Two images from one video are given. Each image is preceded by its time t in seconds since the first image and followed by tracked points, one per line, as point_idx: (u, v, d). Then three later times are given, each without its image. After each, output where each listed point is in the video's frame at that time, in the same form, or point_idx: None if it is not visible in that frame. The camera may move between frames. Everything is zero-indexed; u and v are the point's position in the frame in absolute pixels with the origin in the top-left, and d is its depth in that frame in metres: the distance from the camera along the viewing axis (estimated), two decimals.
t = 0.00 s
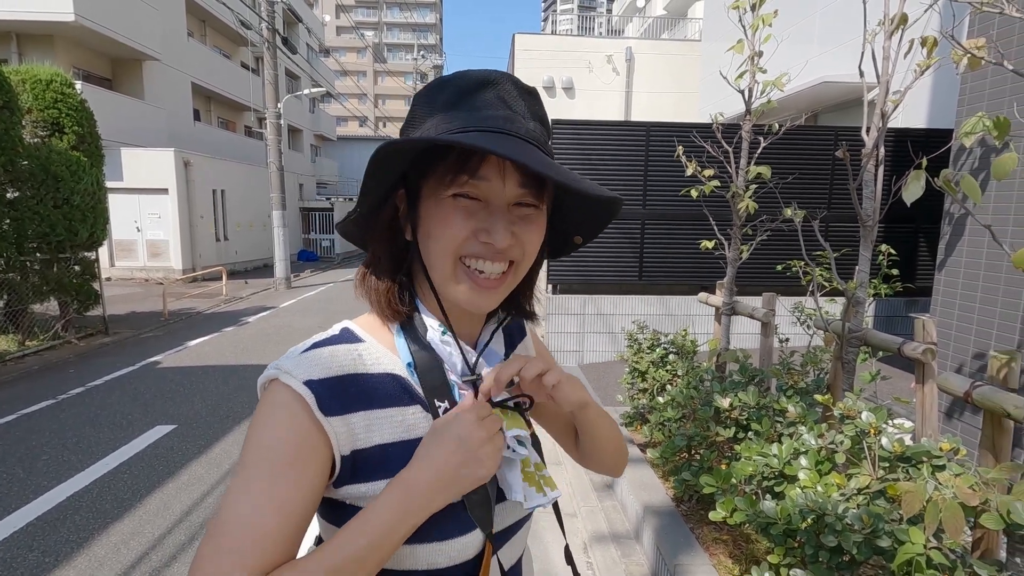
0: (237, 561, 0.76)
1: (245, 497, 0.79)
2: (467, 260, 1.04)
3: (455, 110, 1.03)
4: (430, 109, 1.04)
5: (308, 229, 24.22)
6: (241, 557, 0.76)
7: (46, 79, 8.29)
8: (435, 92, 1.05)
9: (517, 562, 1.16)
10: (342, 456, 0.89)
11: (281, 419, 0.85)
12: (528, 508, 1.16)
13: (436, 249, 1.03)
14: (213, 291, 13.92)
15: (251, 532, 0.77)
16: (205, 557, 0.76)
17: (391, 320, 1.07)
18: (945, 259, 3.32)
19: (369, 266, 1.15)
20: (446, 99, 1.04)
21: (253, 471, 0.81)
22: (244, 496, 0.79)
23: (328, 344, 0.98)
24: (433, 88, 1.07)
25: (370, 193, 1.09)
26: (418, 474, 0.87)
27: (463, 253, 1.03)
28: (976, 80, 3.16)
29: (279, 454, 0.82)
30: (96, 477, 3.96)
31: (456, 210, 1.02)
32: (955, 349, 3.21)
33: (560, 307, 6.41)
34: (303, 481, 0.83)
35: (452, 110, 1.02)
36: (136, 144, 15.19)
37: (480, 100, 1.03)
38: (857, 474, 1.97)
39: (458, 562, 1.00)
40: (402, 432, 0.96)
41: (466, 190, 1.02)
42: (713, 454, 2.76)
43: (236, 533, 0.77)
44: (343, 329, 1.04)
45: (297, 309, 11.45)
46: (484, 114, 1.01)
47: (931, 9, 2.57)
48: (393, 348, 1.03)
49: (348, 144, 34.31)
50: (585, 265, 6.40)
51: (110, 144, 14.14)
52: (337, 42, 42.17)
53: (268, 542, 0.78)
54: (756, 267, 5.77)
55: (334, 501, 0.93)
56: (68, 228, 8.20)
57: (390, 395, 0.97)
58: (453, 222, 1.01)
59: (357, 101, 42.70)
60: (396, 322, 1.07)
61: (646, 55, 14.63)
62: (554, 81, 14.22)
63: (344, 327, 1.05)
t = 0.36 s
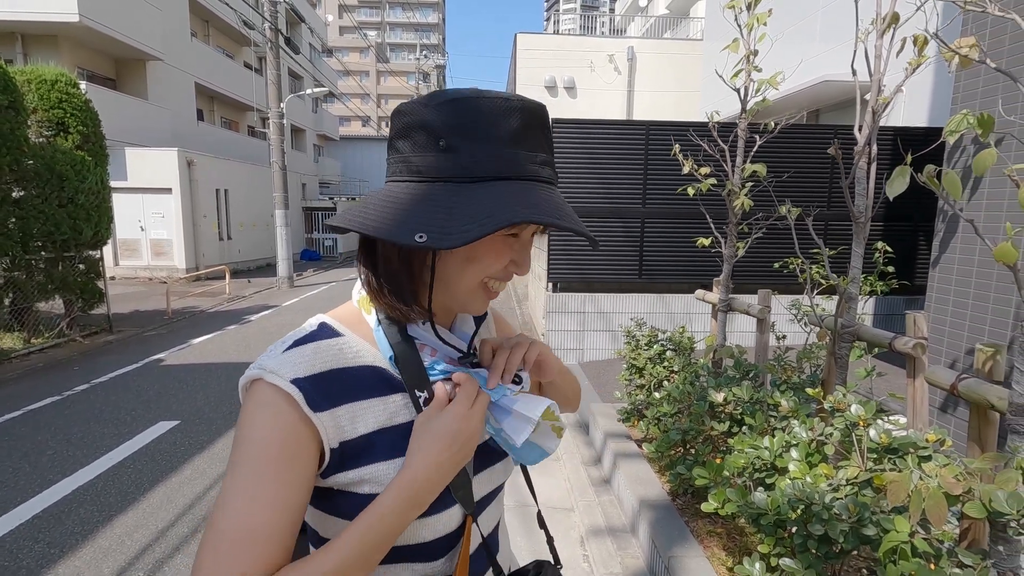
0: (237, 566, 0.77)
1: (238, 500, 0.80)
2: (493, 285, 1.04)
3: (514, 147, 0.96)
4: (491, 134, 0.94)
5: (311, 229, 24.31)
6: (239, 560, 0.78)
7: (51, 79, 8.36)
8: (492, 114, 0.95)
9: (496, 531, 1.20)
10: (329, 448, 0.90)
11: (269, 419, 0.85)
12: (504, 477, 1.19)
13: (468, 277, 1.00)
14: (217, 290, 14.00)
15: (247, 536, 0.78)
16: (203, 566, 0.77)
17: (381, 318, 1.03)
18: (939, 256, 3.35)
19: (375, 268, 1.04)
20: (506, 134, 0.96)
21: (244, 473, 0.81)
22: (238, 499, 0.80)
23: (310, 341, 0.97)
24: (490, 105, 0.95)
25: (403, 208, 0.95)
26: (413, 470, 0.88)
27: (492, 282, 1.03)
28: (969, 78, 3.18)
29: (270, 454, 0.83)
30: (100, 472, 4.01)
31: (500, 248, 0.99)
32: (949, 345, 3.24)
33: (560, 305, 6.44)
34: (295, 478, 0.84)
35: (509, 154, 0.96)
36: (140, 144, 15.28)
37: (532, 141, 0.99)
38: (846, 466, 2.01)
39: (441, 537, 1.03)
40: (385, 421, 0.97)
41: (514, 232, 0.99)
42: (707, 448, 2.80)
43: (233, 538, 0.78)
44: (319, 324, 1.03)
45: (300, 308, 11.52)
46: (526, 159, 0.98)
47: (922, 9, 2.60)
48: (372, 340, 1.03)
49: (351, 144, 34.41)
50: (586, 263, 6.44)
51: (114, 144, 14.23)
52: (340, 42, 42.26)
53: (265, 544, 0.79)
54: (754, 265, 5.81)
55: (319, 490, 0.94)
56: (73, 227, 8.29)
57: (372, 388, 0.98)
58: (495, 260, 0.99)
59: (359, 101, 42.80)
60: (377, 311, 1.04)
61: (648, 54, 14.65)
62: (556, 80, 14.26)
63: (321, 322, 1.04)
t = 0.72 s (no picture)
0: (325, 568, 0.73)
1: (315, 504, 0.74)
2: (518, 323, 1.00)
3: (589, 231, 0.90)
4: (576, 213, 0.87)
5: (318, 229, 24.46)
6: (327, 564, 0.73)
7: (65, 81, 8.48)
8: (584, 200, 0.87)
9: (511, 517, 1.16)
10: (379, 449, 0.84)
11: (332, 422, 0.79)
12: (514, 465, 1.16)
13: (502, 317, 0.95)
14: (226, 290, 14.15)
15: (330, 538, 0.74)
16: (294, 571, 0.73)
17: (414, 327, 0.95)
18: (945, 257, 3.36)
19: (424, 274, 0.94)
20: (592, 214, 0.89)
21: (316, 477, 0.75)
22: (309, 504, 0.74)
23: (356, 342, 0.89)
24: (588, 191, 0.86)
25: (469, 251, 0.87)
26: (485, 457, 0.86)
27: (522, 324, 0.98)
28: (974, 80, 3.20)
29: (337, 457, 0.77)
30: (116, 468, 4.09)
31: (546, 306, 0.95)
32: (955, 345, 3.26)
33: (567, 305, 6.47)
34: (360, 481, 0.78)
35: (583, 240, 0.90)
36: (150, 145, 15.45)
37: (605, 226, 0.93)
38: (850, 464, 2.04)
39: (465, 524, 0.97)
40: (423, 419, 0.90)
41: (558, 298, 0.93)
42: (712, 446, 2.83)
43: (317, 544, 0.73)
44: (356, 327, 0.93)
45: (308, 307, 11.62)
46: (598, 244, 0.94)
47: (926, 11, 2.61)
48: (405, 343, 0.95)
49: (358, 144, 34.60)
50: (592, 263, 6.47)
51: (126, 145, 14.41)
52: (347, 43, 42.50)
53: (348, 542, 0.75)
54: (760, 265, 5.82)
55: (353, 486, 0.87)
56: (86, 227, 8.43)
57: (415, 388, 0.90)
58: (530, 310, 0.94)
59: (367, 102, 43.03)
60: (413, 314, 0.96)
61: (656, 54, 14.66)
62: (562, 81, 14.31)
63: (355, 323, 0.95)
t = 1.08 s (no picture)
0: (344, 535, 0.78)
1: (329, 476, 0.79)
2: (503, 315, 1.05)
3: (564, 230, 0.95)
4: (551, 211, 0.92)
5: (328, 228, 24.64)
6: (344, 531, 0.78)
7: (80, 83, 8.64)
8: (561, 199, 0.92)
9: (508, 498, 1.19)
10: (383, 427, 0.89)
11: (340, 402, 0.84)
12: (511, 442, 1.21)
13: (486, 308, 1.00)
14: (237, 288, 14.32)
15: (346, 506, 0.79)
16: (315, 542, 0.78)
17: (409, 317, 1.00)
18: (948, 256, 3.37)
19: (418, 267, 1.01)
20: (567, 213, 0.94)
21: (329, 453, 0.81)
22: (326, 480, 0.79)
23: (357, 331, 0.94)
24: (563, 189, 0.91)
25: (451, 244, 0.92)
26: (484, 429, 0.91)
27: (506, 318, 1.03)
28: (977, 80, 3.19)
29: (346, 434, 0.82)
30: (129, 461, 4.19)
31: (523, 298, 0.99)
32: (958, 344, 3.26)
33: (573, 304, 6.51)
34: (370, 456, 0.83)
35: (558, 237, 0.95)
36: (163, 145, 15.66)
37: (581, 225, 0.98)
38: (846, 460, 2.07)
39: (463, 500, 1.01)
40: (423, 400, 0.95)
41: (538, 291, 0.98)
42: (713, 443, 2.86)
43: (335, 513, 0.79)
44: (354, 319, 0.98)
45: (317, 306, 11.74)
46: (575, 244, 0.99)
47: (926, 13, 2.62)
48: (401, 330, 1.00)
49: (368, 144, 34.79)
50: (599, 263, 6.50)
51: (139, 146, 14.62)
52: (357, 44, 42.77)
53: (363, 509, 0.80)
54: (765, 265, 5.84)
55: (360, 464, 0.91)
56: (100, 227, 8.58)
57: (414, 373, 0.95)
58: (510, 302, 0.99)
59: (376, 102, 43.26)
60: (407, 304, 1.02)
61: (664, 54, 14.64)
62: (570, 80, 14.35)
63: (355, 315, 0.99)
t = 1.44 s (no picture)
0: (291, 516, 0.78)
1: (290, 457, 0.81)
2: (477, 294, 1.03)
3: (509, 190, 0.96)
4: (488, 176, 0.94)
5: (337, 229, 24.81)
6: (300, 507, 0.79)
7: (93, 84, 8.77)
8: (493, 160, 0.93)
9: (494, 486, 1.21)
10: (354, 418, 0.92)
11: (310, 390, 0.87)
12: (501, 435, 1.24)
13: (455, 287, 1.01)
14: (246, 287, 14.46)
15: (298, 486, 0.80)
16: (263, 521, 0.79)
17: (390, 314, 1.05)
18: (953, 256, 3.35)
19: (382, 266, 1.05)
20: (503, 165, 0.94)
21: (291, 434, 0.83)
22: (290, 461, 0.81)
23: (338, 326, 0.99)
24: (494, 149, 0.93)
25: (402, 228, 0.97)
26: (458, 420, 0.90)
27: (483, 292, 1.03)
28: (982, 79, 3.17)
29: (309, 419, 0.85)
30: (137, 457, 4.25)
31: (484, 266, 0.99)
32: (962, 345, 3.24)
33: (578, 304, 6.52)
34: (332, 442, 0.85)
35: (503, 197, 0.96)
36: (175, 146, 15.84)
37: (527, 181, 0.97)
38: (843, 460, 2.08)
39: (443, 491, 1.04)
40: (403, 394, 0.99)
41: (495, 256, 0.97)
42: (712, 442, 2.86)
43: (285, 493, 0.80)
44: (338, 315, 1.02)
45: (325, 305, 11.82)
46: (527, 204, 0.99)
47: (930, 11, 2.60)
48: (383, 329, 1.05)
49: (377, 145, 34.98)
50: (604, 263, 6.50)
51: (151, 146, 14.81)
52: (367, 45, 43.02)
53: (315, 493, 0.81)
54: (770, 265, 5.82)
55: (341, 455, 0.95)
56: (112, 226, 8.71)
57: (391, 370, 0.98)
58: (474, 275, 0.99)
59: (386, 103, 43.48)
60: (386, 300, 1.07)
61: (673, 54, 14.61)
62: (579, 81, 14.39)
63: (338, 312, 1.04)
